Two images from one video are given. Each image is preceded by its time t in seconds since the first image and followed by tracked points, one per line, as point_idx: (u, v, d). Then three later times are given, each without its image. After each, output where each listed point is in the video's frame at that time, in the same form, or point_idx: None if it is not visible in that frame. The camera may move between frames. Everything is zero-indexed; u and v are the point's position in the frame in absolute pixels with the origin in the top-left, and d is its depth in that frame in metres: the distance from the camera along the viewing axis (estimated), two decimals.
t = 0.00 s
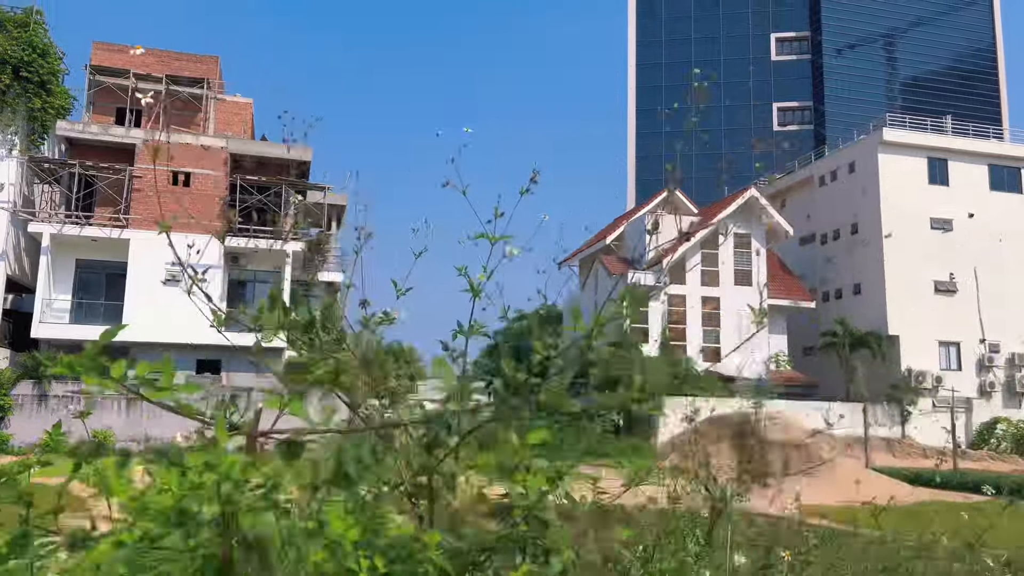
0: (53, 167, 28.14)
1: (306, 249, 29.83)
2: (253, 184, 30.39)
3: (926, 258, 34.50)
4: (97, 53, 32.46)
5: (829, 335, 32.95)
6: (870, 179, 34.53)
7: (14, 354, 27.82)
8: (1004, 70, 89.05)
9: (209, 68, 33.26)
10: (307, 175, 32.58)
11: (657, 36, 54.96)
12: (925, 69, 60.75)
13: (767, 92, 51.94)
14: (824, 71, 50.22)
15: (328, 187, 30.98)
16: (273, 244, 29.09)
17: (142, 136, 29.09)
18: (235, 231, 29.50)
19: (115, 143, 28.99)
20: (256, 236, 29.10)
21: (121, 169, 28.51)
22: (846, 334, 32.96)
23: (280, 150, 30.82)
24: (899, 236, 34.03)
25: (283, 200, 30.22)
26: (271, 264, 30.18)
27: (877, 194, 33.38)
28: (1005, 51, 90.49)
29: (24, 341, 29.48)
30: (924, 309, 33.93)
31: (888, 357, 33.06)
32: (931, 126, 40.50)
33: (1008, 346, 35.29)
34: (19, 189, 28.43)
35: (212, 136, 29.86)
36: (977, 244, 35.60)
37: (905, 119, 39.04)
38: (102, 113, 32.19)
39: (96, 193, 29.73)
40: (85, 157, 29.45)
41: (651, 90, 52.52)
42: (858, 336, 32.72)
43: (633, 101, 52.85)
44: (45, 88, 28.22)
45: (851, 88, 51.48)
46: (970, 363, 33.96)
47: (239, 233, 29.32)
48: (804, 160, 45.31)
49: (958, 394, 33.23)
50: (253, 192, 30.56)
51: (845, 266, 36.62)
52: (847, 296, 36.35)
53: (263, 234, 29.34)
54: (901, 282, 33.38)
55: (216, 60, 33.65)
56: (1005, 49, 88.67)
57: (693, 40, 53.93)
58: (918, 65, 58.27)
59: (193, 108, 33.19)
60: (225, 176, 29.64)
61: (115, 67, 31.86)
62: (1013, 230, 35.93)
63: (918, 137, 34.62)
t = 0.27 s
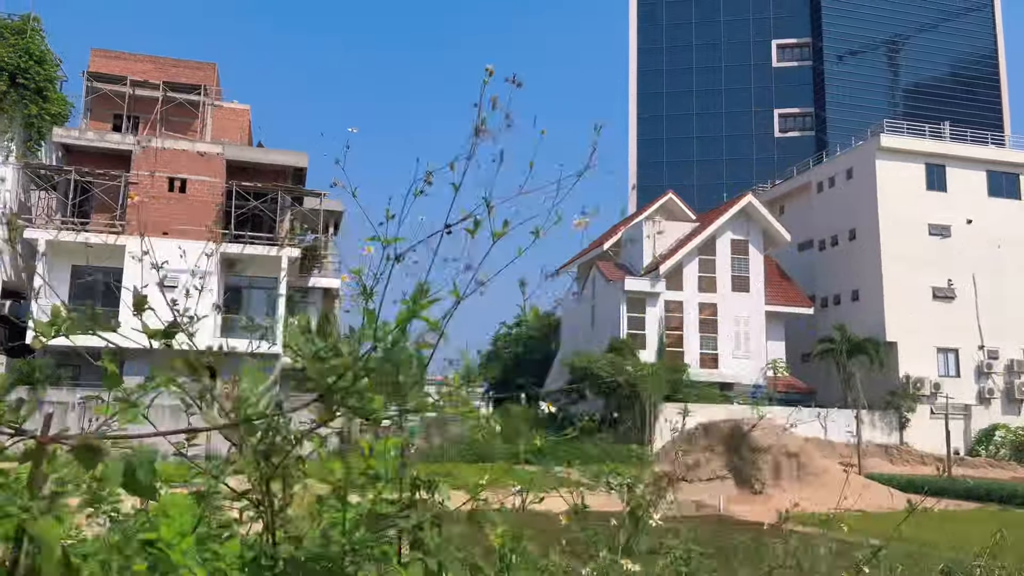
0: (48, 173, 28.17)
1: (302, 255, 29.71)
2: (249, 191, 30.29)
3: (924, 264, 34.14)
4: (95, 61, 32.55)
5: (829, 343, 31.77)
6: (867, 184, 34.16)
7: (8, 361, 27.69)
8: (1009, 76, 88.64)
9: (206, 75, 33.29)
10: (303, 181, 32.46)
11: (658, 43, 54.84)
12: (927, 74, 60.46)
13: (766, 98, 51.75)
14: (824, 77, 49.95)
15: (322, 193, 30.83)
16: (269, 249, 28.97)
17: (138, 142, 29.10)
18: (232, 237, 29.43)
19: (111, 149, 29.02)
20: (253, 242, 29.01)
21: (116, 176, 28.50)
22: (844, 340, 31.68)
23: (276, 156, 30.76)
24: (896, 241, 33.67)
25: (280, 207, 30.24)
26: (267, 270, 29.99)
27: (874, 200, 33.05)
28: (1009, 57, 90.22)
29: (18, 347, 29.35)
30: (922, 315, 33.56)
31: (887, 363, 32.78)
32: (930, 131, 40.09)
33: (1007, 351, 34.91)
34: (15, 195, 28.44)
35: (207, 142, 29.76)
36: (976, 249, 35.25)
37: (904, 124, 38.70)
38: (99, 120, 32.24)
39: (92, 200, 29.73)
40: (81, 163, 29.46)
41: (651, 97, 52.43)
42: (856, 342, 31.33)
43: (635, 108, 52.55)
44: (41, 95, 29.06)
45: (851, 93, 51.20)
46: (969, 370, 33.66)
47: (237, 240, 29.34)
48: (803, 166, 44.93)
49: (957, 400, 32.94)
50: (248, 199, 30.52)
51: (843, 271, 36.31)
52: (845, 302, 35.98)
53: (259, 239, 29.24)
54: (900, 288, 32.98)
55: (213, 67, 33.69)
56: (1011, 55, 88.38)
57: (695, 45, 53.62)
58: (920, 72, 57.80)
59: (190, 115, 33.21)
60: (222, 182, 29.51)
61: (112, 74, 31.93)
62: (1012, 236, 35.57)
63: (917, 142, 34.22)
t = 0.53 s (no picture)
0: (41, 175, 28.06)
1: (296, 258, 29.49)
2: (242, 193, 30.08)
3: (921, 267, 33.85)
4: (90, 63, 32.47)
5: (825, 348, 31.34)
6: (865, 187, 33.86)
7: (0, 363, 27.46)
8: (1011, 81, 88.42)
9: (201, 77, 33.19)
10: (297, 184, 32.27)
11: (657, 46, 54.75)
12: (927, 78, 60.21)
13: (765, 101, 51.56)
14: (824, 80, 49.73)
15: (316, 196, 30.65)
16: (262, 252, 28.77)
17: (132, 145, 28.95)
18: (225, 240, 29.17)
19: (104, 152, 28.89)
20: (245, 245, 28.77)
21: (110, 178, 28.37)
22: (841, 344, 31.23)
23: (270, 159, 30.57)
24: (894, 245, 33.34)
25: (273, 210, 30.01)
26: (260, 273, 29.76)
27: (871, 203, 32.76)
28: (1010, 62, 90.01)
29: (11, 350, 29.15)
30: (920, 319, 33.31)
31: (885, 368, 32.55)
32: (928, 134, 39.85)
33: (1003, 355, 34.74)
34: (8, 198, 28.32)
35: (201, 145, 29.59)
36: (972, 253, 35.03)
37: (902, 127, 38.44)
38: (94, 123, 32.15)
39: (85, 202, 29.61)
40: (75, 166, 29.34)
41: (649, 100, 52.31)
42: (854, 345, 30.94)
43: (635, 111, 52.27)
44: (36, 98, 28.96)
45: (850, 97, 50.97)
46: (965, 374, 33.49)
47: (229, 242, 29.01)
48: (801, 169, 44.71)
49: (954, 404, 32.70)
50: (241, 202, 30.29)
51: (840, 274, 36.03)
52: (842, 306, 35.69)
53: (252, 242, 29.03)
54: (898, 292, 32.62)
55: (208, 69, 33.61)
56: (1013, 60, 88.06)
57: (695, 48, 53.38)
58: (921, 76, 57.45)
59: (185, 117, 33.10)
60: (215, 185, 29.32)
61: (108, 76, 31.85)
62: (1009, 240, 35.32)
63: (915, 145, 33.92)
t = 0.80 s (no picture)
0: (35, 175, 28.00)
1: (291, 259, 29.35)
2: (237, 193, 29.98)
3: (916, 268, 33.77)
4: (86, 64, 32.51)
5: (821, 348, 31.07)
6: (860, 188, 33.80)
7: None
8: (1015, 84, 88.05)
9: (196, 78, 33.21)
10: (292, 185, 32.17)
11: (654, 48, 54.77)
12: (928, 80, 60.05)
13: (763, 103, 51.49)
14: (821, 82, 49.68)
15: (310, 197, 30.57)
16: (256, 253, 28.65)
17: (126, 145, 28.89)
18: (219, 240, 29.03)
19: (99, 152, 28.84)
20: (239, 245, 28.62)
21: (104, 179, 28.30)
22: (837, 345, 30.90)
23: (264, 160, 30.49)
24: (889, 246, 33.25)
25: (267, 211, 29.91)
26: (255, 273, 29.61)
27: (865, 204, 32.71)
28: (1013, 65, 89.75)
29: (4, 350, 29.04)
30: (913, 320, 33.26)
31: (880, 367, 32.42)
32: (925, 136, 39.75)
33: (999, 356, 34.63)
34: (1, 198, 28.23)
35: (195, 146, 29.55)
36: (967, 254, 34.95)
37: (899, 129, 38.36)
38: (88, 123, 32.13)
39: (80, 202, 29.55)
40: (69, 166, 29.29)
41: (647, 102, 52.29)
42: (848, 346, 30.65)
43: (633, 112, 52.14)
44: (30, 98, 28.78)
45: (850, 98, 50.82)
46: (959, 375, 33.38)
47: (222, 242, 28.86)
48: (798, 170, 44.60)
49: (948, 405, 32.57)
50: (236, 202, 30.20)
51: (835, 275, 35.95)
52: (837, 307, 35.61)
53: (246, 242, 28.91)
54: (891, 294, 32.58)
55: (204, 70, 33.64)
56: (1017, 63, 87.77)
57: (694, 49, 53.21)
58: (921, 77, 57.16)
59: (180, 118, 33.11)
60: (209, 185, 29.26)
61: (103, 77, 31.88)
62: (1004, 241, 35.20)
63: (910, 146, 33.83)
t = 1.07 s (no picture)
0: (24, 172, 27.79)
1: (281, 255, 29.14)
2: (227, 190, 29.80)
3: (908, 266, 33.77)
4: (77, 60, 32.36)
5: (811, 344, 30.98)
6: (853, 186, 33.72)
7: None
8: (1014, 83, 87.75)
9: (187, 74, 33.10)
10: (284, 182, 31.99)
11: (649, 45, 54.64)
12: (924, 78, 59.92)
13: (758, 100, 51.37)
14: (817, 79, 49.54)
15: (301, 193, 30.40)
16: (245, 249, 28.48)
17: (116, 141, 28.70)
18: (209, 236, 28.84)
19: (88, 148, 28.67)
20: (228, 241, 28.42)
21: (94, 175, 28.12)
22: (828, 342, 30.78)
23: (254, 156, 30.31)
24: (880, 244, 33.27)
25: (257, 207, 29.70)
26: (246, 270, 29.43)
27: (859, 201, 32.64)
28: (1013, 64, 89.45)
29: None
30: (905, 318, 33.28)
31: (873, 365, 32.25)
32: (919, 134, 39.70)
33: (991, 354, 34.59)
34: None
35: (186, 142, 29.35)
36: (960, 251, 34.88)
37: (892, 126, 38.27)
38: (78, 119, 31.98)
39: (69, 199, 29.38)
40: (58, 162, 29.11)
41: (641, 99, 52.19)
42: (841, 344, 30.46)
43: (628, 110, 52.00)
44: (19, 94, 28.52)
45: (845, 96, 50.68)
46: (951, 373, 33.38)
47: (212, 238, 28.65)
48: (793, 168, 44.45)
49: (940, 403, 32.48)
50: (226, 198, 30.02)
51: (827, 273, 35.91)
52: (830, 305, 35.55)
53: (236, 239, 28.71)
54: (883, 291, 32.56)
55: (195, 66, 33.52)
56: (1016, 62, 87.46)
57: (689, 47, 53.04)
58: (918, 75, 56.92)
59: (170, 114, 32.96)
60: (199, 181, 29.05)
61: (94, 73, 31.72)
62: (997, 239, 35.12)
63: (903, 143, 33.76)
